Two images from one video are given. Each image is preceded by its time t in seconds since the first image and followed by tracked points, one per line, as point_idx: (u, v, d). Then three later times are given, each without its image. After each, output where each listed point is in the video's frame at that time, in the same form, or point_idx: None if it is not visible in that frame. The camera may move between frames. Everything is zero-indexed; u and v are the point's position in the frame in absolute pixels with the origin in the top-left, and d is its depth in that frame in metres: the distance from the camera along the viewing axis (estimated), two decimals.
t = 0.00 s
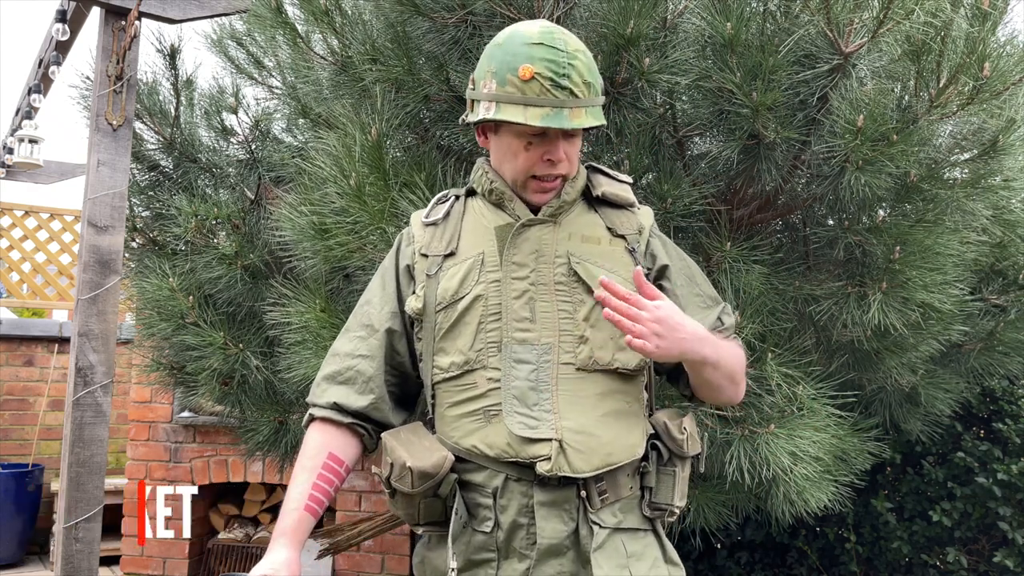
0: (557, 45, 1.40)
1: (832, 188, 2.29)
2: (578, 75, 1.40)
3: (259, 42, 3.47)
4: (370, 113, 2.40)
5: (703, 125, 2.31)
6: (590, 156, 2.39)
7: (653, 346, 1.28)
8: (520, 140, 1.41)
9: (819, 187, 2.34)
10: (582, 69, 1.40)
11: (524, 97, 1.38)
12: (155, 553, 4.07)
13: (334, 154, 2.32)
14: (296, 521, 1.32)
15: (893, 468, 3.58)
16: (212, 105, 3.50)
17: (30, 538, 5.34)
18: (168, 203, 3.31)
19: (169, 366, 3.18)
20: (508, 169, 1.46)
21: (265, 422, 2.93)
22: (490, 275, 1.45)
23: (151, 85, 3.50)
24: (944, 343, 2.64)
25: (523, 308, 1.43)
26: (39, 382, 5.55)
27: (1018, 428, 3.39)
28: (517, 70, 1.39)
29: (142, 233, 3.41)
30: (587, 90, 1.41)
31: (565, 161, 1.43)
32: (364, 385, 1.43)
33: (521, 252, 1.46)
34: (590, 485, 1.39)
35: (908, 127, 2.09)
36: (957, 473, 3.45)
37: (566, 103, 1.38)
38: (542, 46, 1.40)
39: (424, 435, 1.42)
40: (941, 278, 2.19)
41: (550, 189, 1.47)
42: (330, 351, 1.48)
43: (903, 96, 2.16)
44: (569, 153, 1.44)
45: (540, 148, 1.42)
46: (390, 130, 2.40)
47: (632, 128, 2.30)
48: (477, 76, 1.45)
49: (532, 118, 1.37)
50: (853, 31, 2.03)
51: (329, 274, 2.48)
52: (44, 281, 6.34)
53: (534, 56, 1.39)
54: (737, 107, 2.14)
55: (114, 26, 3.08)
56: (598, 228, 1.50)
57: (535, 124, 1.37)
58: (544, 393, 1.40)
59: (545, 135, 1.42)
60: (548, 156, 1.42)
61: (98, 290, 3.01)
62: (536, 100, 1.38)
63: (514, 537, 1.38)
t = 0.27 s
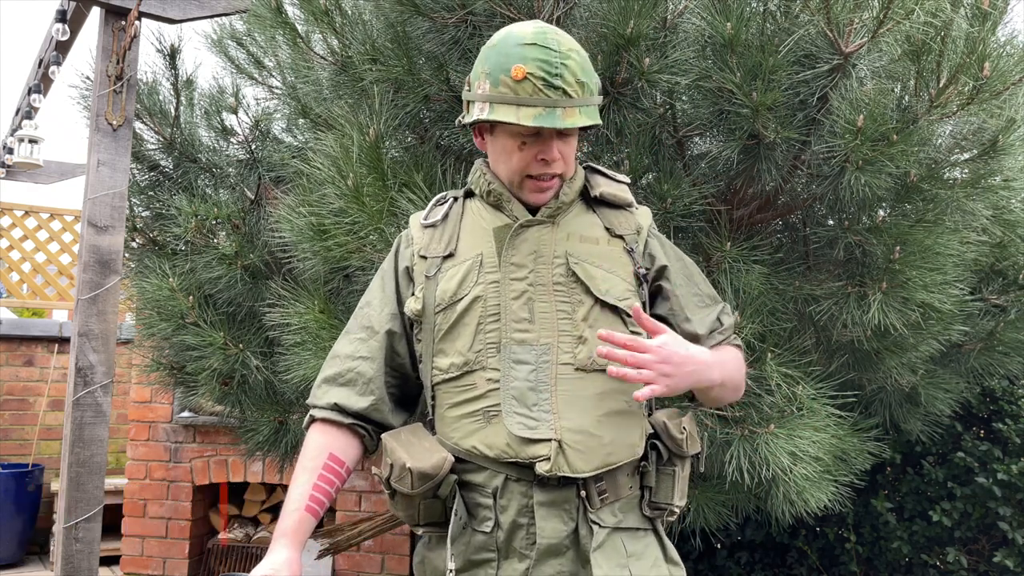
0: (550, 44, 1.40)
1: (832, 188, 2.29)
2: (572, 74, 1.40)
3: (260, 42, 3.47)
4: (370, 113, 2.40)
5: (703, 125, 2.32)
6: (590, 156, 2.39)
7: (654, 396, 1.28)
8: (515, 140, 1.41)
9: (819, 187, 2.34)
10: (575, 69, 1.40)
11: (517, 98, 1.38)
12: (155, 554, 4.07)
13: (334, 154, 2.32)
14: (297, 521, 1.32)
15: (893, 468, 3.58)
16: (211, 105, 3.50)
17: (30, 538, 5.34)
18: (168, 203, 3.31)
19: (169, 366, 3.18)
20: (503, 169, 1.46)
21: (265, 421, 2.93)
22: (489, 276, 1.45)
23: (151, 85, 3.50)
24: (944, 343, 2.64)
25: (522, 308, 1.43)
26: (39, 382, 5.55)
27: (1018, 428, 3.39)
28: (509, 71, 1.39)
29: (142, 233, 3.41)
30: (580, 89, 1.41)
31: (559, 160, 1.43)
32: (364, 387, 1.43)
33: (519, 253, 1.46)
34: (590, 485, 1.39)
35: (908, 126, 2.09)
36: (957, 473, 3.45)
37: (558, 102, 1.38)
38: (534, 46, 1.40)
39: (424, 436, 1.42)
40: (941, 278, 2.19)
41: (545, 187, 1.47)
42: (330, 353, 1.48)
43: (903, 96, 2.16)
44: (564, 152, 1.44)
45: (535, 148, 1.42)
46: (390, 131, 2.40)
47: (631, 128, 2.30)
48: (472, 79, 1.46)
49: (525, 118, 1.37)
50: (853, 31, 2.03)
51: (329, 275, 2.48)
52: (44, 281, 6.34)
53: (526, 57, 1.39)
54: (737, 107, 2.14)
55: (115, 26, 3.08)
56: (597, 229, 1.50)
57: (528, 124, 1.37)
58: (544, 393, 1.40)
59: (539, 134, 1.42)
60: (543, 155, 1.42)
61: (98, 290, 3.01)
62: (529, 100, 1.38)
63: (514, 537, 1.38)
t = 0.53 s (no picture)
0: (540, 30, 1.46)
1: (832, 188, 2.28)
2: (561, 60, 1.45)
3: (259, 42, 3.49)
4: (371, 113, 2.40)
5: (703, 125, 2.32)
6: (589, 157, 2.37)
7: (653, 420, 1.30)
8: (503, 122, 1.47)
9: (819, 187, 2.32)
10: (565, 54, 1.45)
11: (504, 79, 1.44)
12: (155, 554, 4.06)
13: (333, 154, 2.32)
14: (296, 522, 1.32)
15: (893, 468, 3.58)
16: (212, 104, 3.50)
17: (30, 538, 5.34)
18: (168, 203, 3.31)
19: (169, 366, 3.18)
20: (496, 156, 1.50)
21: (265, 421, 2.93)
22: (491, 277, 1.45)
23: (151, 85, 3.50)
24: (944, 343, 2.64)
25: (522, 310, 1.43)
26: (39, 382, 5.55)
27: (1018, 428, 3.39)
28: (501, 58, 1.46)
29: (142, 233, 3.42)
30: (570, 73, 1.45)
31: (548, 143, 1.46)
32: (365, 385, 1.44)
33: (521, 254, 1.46)
34: (588, 487, 1.39)
35: (908, 126, 2.09)
36: (957, 473, 3.45)
37: (544, 83, 1.43)
38: (526, 36, 1.47)
39: (422, 436, 1.42)
40: (941, 278, 2.19)
41: (538, 174, 1.48)
42: (331, 352, 1.48)
43: (903, 96, 2.16)
44: (553, 135, 1.47)
45: (524, 130, 1.47)
46: (390, 130, 2.40)
47: (631, 128, 2.30)
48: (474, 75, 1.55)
49: (510, 96, 1.42)
50: (853, 31, 2.04)
51: (329, 274, 2.47)
52: (44, 281, 6.34)
53: (517, 44, 1.46)
54: (737, 107, 2.14)
55: (115, 26, 3.08)
56: (598, 231, 1.51)
57: (513, 101, 1.43)
58: (543, 395, 1.40)
59: (528, 117, 1.47)
60: (532, 137, 1.45)
61: (98, 290, 3.01)
62: (516, 81, 1.43)
63: (511, 539, 1.38)
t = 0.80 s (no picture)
0: (551, 29, 1.49)
1: (832, 188, 2.28)
2: (568, 59, 1.47)
3: (260, 42, 3.50)
4: (371, 113, 2.40)
5: (703, 125, 2.32)
6: (589, 156, 2.38)
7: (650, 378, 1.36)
8: (508, 117, 1.50)
9: (819, 187, 2.33)
10: (572, 52, 1.47)
11: (511, 75, 1.48)
12: (155, 554, 4.06)
13: (333, 154, 2.32)
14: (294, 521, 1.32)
15: (893, 468, 3.59)
16: (212, 104, 3.50)
17: (31, 538, 5.34)
18: (168, 203, 3.31)
19: (169, 366, 3.18)
20: (501, 151, 1.53)
21: (265, 421, 2.93)
22: (493, 276, 1.45)
23: (151, 85, 3.50)
24: (944, 343, 2.64)
25: (525, 310, 1.44)
26: (40, 382, 5.55)
27: (1018, 428, 3.39)
28: (510, 55, 1.50)
29: (142, 233, 3.42)
30: (576, 72, 1.47)
31: (549, 138, 1.48)
32: (366, 382, 1.44)
33: (524, 254, 1.47)
34: (585, 489, 1.40)
35: (907, 127, 2.09)
36: (957, 473, 3.45)
37: (549, 80, 1.45)
38: (536, 35, 1.50)
39: (421, 434, 1.42)
40: (941, 278, 2.19)
41: (539, 170, 1.49)
42: (332, 348, 1.48)
43: (903, 96, 2.16)
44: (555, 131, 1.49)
45: (527, 125, 1.49)
46: (390, 130, 2.39)
47: (631, 128, 2.30)
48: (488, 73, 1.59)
49: (513, 90, 1.46)
50: (853, 31, 2.04)
51: (328, 275, 2.47)
52: (44, 281, 6.33)
53: (526, 42, 1.49)
54: (737, 107, 2.14)
55: (115, 26, 3.08)
56: (602, 234, 1.53)
57: (515, 95, 1.46)
58: (543, 395, 1.40)
59: (532, 113, 1.49)
60: (534, 132, 1.48)
61: (98, 290, 3.01)
62: (521, 76, 1.46)
63: (508, 539, 1.38)
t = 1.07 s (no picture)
0: (556, 27, 1.50)
1: (831, 188, 2.28)
2: (572, 55, 1.48)
3: (260, 42, 3.50)
4: (371, 113, 2.40)
5: (702, 125, 2.32)
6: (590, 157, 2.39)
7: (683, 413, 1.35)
8: (513, 113, 1.52)
9: (819, 187, 2.32)
10: (576, 48, 1.49)
11: (516, 71, 1.49)
12: (155, 554, 4.06)
13: (333, 154, 2.32)
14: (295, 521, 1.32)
15: (893, 468, 3.59)
16: (212, 105, 3.50)
17: (30, 538, 5.34)
18: (168, 203, 3.31)
19: (169, 366, 3.18)
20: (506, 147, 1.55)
21: (266, 421, 2.93)
22: (500, 275, 1.46)
23: (151, 85, 3.50)
24: (944, 343, 2.64)
25: (532, 309, 1.45)
26: (39, 382, 5.55)
27: (1018, 428, 3.40)
28: (516, 52, 1.51)
29: (142, 233, 3.42)
30: (581, 68, 1.48)
31: (553, 134, 1.50)
32: (368, 380, 1.43)
33: (532, 254, 1.48)
34: (589, 490, 1.42)
35: (907, 127, 2.09)
36: (957, 473, 3.45)
37: (554, 75, 1.47)
38: (542, 32, 1.51)
39: (423, 433, 1.42)
40: (941, 278, 2.19)
41: (542, 166, 1.51)
42: (334, 345, 1.48)
43: (903, 96, 2.16)
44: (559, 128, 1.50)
45: (531, 121, 1.51)
46: (389, 130, 2.39)
47: (631, 128, 2.30)
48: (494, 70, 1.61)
49: (518, 86, 1.48)
50: (853, 31, 2.04)
51: (328, 275, 2.47)
52: (44, 281, 6.33)
53: (531, 38, 1.50)
54: (737, 107, 2.14)
55: (115, 26, 3.08)
56: (607, 236, 1.55)
57: (520, 91, 1.48)
58: (550, 395, 1.42)
59: (537, 109, 1.51)
60: (538, 129, 1.50)
61: (98, 290, 3.01)
62: (526, 72, 1.48)
63: (511, 540, 1.38)
